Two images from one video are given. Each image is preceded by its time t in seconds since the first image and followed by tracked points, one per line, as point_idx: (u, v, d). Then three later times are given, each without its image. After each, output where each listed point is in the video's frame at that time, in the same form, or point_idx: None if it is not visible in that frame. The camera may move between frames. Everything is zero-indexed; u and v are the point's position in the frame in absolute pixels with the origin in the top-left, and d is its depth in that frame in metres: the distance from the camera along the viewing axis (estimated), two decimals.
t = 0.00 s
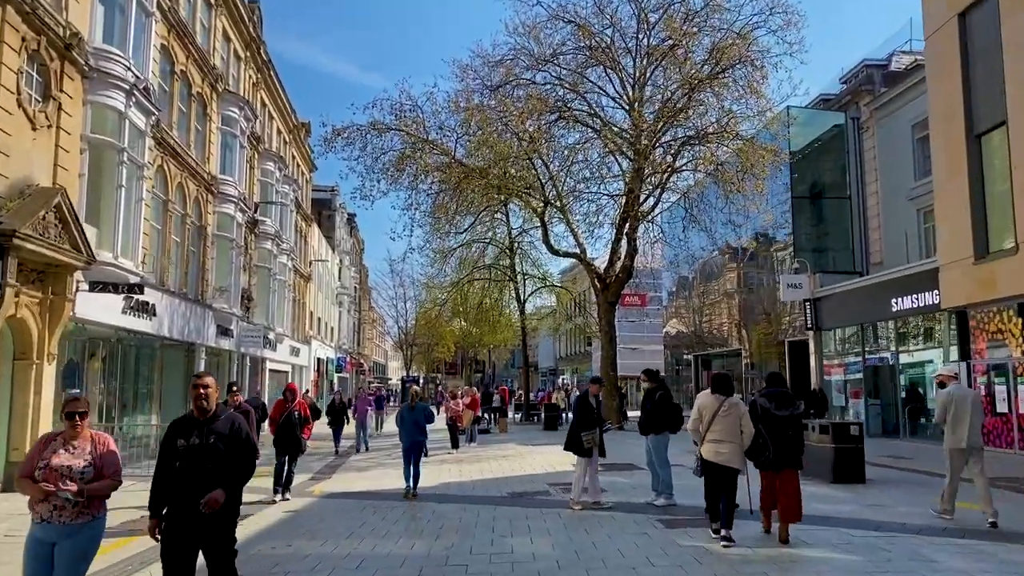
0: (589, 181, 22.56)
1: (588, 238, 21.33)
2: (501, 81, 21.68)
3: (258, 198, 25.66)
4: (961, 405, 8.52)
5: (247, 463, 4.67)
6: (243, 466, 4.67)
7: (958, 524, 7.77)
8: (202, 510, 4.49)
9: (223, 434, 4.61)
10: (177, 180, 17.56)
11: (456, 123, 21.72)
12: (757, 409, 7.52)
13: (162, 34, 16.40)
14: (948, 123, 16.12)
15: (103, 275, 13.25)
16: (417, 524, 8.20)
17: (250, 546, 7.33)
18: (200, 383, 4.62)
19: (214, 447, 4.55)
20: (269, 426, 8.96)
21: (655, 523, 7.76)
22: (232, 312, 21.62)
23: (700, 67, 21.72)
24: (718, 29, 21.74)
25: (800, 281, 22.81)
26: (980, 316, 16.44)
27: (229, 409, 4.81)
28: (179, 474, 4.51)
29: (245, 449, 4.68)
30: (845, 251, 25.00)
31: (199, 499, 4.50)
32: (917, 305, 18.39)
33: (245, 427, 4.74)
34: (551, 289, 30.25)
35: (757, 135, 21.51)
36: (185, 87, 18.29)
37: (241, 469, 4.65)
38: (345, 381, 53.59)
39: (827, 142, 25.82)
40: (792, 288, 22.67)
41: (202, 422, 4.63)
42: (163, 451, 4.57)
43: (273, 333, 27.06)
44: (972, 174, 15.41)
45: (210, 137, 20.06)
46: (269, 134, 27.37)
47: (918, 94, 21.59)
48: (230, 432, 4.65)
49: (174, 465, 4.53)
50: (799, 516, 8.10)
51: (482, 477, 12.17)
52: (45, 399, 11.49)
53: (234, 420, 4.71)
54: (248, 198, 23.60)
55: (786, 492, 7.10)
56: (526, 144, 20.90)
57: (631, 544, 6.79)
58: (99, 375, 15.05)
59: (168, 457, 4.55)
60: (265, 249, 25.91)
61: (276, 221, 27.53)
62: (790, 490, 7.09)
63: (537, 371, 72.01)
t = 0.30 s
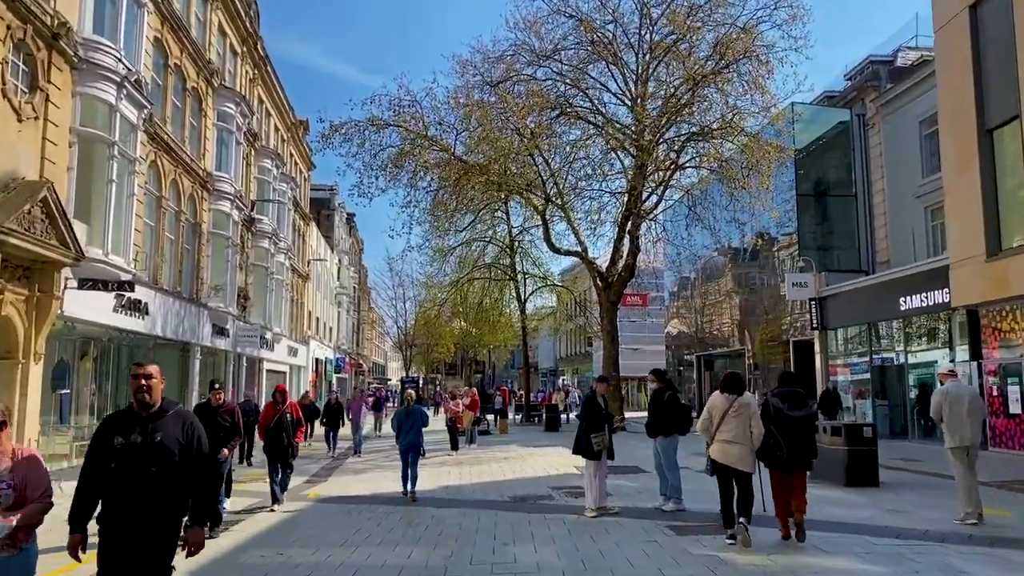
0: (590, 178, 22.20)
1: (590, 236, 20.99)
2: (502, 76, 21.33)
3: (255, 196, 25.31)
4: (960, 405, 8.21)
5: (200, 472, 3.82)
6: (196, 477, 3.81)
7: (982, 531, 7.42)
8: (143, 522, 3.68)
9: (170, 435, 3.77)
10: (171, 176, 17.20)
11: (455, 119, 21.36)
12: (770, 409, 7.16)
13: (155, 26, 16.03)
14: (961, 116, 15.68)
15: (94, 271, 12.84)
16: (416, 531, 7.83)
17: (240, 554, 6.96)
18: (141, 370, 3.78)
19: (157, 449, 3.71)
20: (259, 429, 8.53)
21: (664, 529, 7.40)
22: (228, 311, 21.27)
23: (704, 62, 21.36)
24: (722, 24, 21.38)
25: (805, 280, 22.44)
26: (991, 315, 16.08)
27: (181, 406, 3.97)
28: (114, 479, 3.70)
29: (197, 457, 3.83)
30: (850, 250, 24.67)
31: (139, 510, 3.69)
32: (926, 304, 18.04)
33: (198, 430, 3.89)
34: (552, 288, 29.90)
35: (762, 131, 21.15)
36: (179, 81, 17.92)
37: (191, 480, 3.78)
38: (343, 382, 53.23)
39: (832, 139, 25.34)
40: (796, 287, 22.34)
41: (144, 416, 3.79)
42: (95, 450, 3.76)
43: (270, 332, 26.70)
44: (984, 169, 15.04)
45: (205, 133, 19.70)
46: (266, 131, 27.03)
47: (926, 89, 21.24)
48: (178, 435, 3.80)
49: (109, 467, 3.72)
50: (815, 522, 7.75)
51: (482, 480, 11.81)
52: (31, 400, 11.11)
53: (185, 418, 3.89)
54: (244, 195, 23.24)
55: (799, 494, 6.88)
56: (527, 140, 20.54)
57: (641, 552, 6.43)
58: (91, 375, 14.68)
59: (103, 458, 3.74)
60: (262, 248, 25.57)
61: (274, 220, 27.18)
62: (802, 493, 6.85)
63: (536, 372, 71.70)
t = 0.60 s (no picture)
0: (590, 176, 21.86)
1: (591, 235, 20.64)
2: (501, 73, 21.01)
3: (251, 194, 24.99)
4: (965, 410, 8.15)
5: (143, 494, 3.21)
6: (132, 500, 3.19)
7: (1007, 539, 7.06)
8: (60, 562, 2.97)
9: (102, 459, 3.12)
10: (164, 173, 16.86)
11: (453, 115, 21.03)
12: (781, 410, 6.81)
13: (147, 19, 15.72)
14: (970, 110, 15.35)
15: (83, 269, 12.48)
16: (412, 538, 7.49)
17: (227, 563, 6.62)
18: (68, 377, 3.18)
19: (83, 475, 3.05)
20: (247, 432, 8.17)
21: (672, 538, 7.06)
22: (222, 311, 20.93)
23: (706, 58, 21.03)
24: (725, 19, 21.05)
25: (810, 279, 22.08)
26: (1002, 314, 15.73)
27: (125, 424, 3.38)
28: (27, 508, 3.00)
29: (141, 478, 3.22)
30: (854, 248, 24.34)
31: (48, 548, 2.98)
32: (934, 303, 17.70)
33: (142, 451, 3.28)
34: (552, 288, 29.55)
35: (766, 128, 20.80)
36: (173, 76, 17.59)
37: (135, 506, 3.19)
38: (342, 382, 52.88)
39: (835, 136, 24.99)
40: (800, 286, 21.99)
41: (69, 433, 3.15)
42: (5, 471, 3.06)
43: (266, 332, 26.35)
44: (995, 164, 14.71)
45: (200, 130, 19.37)
46: (263, 129, 26.70)
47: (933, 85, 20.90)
48: (116, 457, 3.17)
49: (20, 494, 3.03)
50: (830, 529, 7.41)
51: (481, 484, 11.48)
52: (16, 401, 10.77)
53: (124, 437, 3.26)
54: (240, 193, 22.90)
55: (812, 490, 6.61)
56: (527, 137, 20.18)
57: (648, 563, 6.09)
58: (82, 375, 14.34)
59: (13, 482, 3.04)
60: (258, 247, 25.23)
61: (271, 218, 26.84)
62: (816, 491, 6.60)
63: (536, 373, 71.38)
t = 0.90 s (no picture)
0: (591, 173, 21.47)
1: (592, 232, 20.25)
2: (501, 67, 20.63)
3: (246, 191, 24.60)
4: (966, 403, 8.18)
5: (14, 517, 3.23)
6: (18, 505, 3.24)
7: None
8: None
9: None
10: (156, 168, 16.49)
11: (451, 110, 20.63)
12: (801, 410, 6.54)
13: (138, 10, 15.34)
14: (982, 103, 14.97)
15: (70, 265, 12.08)
16: (406, 545, 7.12)
17: (208, 572, 6.24)
18: None
19: None
20: (233, 430, 7.83)
21: (679, 545, 6.71)
22: (217, 309, 20.56)
23: (709, 52, 20.63)
24: (728, 12, 20.65)
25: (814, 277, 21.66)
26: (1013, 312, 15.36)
27: (19, 428, 3.49)
28: None
29: (27, 487, 3.27)
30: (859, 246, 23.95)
31: None
32: (942, 300, 17.31)
33: (28, 451, 3.37)
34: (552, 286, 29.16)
35: (770, 123, 20.39)
36: (165, 68, 17.22)
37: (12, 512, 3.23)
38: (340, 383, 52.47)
39: (839, 132, 24.62)
40: (805, 284, 21.63)
41: None
42: None
43: (262, 331, 25.98)
44: (1006, 159, 14.36)
45: (193, 125, 19.00)
46: (259, 126, 26.33)
47: (940, 79, 20.53)
48: None
49: None
50: (846, 535, 7.04)
51: (479, 486, 11.11)
52: None
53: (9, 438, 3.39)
54: (235, 190, 22.52)
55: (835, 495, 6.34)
56: (526, 132, 19.79)
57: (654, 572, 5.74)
58: (71, 374, 13.98)
59: None
60: (254, 244, 24.87)
61: (267, 216, 26.46)
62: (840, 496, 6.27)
63: (536, 372, 70.95)
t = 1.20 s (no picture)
0: (592, 170, 21.12)
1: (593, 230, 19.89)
2: (501, 63, 20.31)
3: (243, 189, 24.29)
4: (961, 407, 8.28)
5: None
6: None
7: None
8: None
9: None
10: (148, 164, 16.15)
11: (450, 106, 20.30)
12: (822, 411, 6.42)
13: (130, 3, 15.01)
14: (992, 97, 14.64)
15: (56, 263, 11.73)
16: (399, 556, 6.74)
17: None
18: None
19: None
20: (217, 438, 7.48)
21: (689, 556, 6.37)
22: (212, 309, 20.23)
23: (713, 48, 20.30)
24: (732, 7, 20.31)
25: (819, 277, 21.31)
26: None
27: None
28: None
29: None
30: (864, 246, 23.60)
31: None
32: (951, 300, 16.97)
33: None
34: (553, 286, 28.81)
35: (775, 119, 20.05)
36: (159, 63, 16.89)
37: None
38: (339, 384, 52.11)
39: (844, 130, 24.28)
40: (810, 283, 21.29)
41: None
42: None
43: (260, 332, 25.64)
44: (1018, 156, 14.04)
45: (188, 121, 18.67)
46: (256, 124, 26.00)
47: (947, 76, 20.20)
48: None
49: None
50: (864, 545, 6.70)
51: (478, 491, 10.76)
52: None
53: None
54: (230, 188, 22.17)
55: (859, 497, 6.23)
56: (526, 129, 19.43)
57: None
58: (61, 376, 13.63)
59: None
60: (250, 243, 24.54)
61: (264, 215, 26.13)
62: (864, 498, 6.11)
63: (537, 373, 70.53)
